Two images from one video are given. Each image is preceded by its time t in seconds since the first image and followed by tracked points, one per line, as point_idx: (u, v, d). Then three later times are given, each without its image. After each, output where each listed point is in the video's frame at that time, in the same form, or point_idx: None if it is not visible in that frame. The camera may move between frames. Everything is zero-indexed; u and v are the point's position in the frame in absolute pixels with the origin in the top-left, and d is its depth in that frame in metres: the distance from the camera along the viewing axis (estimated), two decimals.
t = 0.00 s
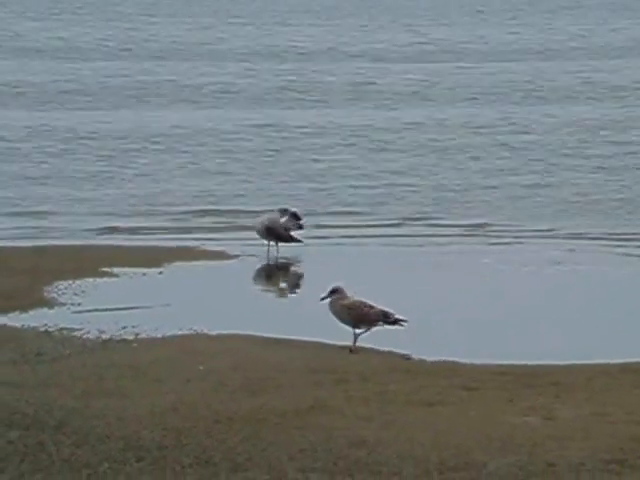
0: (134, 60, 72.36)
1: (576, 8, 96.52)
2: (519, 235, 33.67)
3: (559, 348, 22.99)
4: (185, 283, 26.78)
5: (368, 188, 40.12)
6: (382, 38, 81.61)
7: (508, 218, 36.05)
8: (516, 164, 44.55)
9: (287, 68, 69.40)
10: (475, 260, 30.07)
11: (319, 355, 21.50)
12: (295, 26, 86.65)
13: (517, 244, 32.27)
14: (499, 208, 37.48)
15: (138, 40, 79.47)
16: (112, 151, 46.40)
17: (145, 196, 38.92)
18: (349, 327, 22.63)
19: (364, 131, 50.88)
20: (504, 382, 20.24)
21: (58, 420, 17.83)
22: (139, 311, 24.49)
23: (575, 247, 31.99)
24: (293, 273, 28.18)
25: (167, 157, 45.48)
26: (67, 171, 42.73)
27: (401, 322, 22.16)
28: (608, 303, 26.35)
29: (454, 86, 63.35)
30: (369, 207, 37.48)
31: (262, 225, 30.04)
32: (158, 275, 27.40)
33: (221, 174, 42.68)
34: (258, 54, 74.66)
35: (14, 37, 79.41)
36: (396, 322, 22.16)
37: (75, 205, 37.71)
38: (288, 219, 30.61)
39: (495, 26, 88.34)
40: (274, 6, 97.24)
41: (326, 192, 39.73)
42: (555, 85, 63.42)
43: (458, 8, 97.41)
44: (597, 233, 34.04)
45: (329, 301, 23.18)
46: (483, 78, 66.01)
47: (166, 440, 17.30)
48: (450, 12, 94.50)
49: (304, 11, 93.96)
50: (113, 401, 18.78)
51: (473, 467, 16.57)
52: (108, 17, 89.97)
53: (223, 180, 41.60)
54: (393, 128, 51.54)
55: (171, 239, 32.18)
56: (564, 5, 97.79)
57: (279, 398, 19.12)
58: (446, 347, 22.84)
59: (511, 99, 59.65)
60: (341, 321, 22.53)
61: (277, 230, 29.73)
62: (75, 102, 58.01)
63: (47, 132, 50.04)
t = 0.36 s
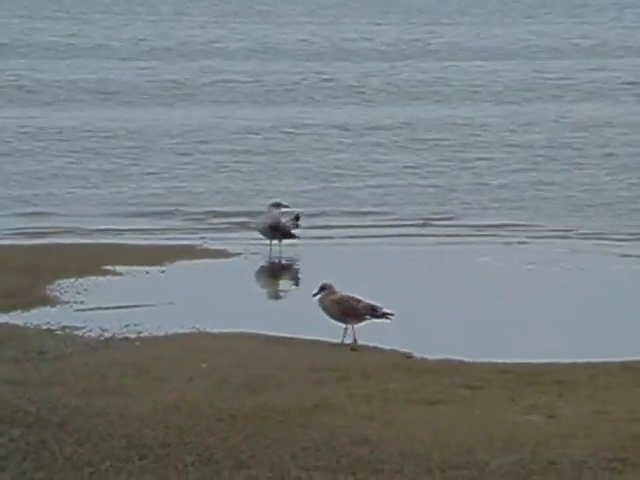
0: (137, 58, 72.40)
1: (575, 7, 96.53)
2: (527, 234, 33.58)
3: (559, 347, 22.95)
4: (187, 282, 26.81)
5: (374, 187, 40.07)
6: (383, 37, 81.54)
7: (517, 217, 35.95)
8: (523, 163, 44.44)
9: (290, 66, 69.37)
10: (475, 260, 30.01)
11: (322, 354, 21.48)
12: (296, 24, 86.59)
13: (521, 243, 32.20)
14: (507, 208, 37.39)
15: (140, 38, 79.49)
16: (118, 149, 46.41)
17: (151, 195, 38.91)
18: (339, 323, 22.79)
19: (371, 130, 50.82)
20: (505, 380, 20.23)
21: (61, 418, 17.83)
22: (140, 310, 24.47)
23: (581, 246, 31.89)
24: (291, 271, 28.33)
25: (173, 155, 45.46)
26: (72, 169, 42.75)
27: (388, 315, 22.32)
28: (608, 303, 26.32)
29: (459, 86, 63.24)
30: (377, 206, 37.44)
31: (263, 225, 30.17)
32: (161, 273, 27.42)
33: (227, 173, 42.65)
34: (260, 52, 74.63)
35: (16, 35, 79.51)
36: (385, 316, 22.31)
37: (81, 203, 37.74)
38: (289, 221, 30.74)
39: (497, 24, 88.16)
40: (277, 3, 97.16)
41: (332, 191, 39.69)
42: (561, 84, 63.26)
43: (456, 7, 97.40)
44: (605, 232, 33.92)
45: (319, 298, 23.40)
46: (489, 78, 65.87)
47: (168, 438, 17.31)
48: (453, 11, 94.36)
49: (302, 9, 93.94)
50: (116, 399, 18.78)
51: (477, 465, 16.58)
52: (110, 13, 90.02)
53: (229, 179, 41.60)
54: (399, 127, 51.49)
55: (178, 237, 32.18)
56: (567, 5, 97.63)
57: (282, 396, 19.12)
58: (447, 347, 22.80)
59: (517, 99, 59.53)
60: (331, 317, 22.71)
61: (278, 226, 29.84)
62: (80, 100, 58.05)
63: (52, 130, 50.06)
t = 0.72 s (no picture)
0: (145, 58, 72.40)
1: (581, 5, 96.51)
2: (536, 233, 33.49)
3: (559, 346, 22.93)
4: (188, 280, 26.82)
5: (383, 187, 40.00)
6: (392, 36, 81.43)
7: (525, 216, 35.85)
8: (532, 161, 44.32)
9: (298, 65, 69.30)
10: (477, 260, 29.93)
11: (323, 352, 21.51)
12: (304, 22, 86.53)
13: (526, 243, 32.14)
14: (516, 206, 37.28)
15: (148, 38, 79.48)
16: (126, 148, 46.37)
17: (159, 193, 38.88)
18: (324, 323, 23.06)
19: (379, 130, 50.74)
20: (506, 379, 20.23)
21: (63, 417, 17.85)
22: (141, 307, 24.54)
23: (587, 246, 31.77)
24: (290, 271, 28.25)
25: (178, 154, 45.47)
26: (80, 169, 42.74)
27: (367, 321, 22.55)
28: (610, 301, 26.28)
29: (467, 86, 63.11)
30: (385, 205, 37.36)
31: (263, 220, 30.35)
32: (162, 271, 27.44)
33: (235, 172, 42.61)
34: (267, 51, 74.58)
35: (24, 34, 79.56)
36: (364, 321, 22.54)
37: (89, 202, 37.73)
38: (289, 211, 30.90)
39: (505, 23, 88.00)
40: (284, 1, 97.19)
41: (341, 189, 39.62)
42: (568, 83, 63.23)
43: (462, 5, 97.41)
44: (614, 231, 33.79)
45: (307, 293, 23.70)
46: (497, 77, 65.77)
47: (169, 436, 17.32)
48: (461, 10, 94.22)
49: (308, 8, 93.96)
50: (117, 398, 18.82)
51: (479, 464, 16.58)
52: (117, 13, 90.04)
53: (237, 178, 41.55)
54: (408, 127, 51.40)
55: (183, 236, 32.15)
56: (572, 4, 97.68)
57: (285, 396, 19.12)
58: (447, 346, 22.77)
59: (526, 98, 59.37)
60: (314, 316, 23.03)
61: (278, 223, 30.04)
62: (88, 100, 58.04)
63: (60, 129, 50.05)
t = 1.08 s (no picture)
0: (144, 56, 72.35)
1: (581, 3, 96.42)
2: (537, 233, 33.45)
3: (563, 346, 22.88)
4: (190, 278, 26.82)
5: (389, 186, 39.92)
6: (393, 33, 81.26)
7: (528, 215, 35.77)
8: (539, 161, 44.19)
9: (298, 64, 69.21)
10: (478, 259, 29.85)
11: (325, 351, 21.49)
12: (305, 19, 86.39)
13: (528, 242, 32.09)
14: (524, 206, 37.14)
15: (150, 35, 79.45)
16: (131, 147, 46.32)
17: (162, 192, 38.85)
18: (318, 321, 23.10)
19: (385, 130, 50.64)
20: (508, 379, 20.22)
21: (66, 415, 17.86)
22: (144, 306, 24.53)
23: (593, 246, 31.66)
24: (289, 268, 28.29)
25: (178, 153, 45.42)
26: (81, 167, 42.71)
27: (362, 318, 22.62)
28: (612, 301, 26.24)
29: (472, 86, 62.95)
30: (392, 204, 37.28)
31: (263, 219, 30.36)
32: (164, 270, 27.44)
33: (240, 171, 42.55)
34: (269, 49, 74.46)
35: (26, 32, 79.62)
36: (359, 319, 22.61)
37: (89, 201, 37.70)
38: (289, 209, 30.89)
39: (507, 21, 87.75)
40: None
41: (347, 189, 39.54)
42: (567, 83, 63.18)
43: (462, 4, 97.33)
44: (623, 231, 33.65)
45: (302, 292, 23.69)
46: (497, 76, 65.72)
47: (172, 435, 17.34)
48: (464, 8, 94.00)
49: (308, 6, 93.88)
50: (120, 396, 18.83)
51: (480, 463, 16.59)
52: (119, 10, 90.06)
53: (242, 177, 41.49)
54: (413, 126, 51.31)
55: (189, 235, 32.11)
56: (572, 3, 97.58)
57: (287, 395, 19.11)
58: (451, 346, 22.72)
59: (531, 97, 59.23)
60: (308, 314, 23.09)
61: (278, 221, 30.03)
62: (91, 98, 58.06)
63: (64, 129, 50.06)
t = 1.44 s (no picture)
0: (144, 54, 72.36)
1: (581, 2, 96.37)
2: (538, 232, 33.42)
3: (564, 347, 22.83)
4: (191, 277, 26.83)
5: (393, 185, 39.87)
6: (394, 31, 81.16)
7: (528, 215, 35.74)
8: (544, 160, 44.11)
9: (298, 62, 69.18)
10: (480, 259, 29.81)
11: (327, 350, 21.48)
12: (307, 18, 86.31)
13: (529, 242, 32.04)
14: (530, 205, 37.07)
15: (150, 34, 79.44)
16: (134, 146, 46.34)
17: (163, 191, 38.83)
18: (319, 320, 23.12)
19: (386, 128, 50.62)
20: (510, 377, 20.21)
21: (68, 413, 17.87)
22: (145, 304, 24.54)
23: (595, 246, 31.61)
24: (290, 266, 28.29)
25: (178, 151, 45.40)
26: (82, 165, 42.70)
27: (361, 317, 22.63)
28: (613, 301, 26.21)
29: (472, 84, 62.91)
30: (392, 203, 37.27)
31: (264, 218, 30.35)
32: (165, 268, 27.46)
33: (245, 170, 42.52)
34: (272, 48, 74.42)
35: (27, 30, 79.64)
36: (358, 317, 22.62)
37: (89, 199, 37.69)
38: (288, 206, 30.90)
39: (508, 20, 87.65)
40: None
41: (352, 188, 39.50)
42: (568, 82, 63.15)
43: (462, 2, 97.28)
44: (627, 231, 33.59)
45: (301, 290, 23.70)
46: (497, 75, 65.68)
47: (175, 433, 17.35)
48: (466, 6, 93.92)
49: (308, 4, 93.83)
50: (123, 394, 18.83)
51: (483, 462, 16.59)
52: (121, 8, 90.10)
53: (247, 176, 41.47)
54: (415, 125, 51.29)
55: (193, 234, 32.10)
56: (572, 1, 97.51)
57: (289, 393, 19.12)
58: (452, 345, 22.68)
59: (531, 96, 59.20)
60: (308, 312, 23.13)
61: (279, 220, 30.03)
62: (91, 97, 58.04)
63: (67, 127, 50.11)
